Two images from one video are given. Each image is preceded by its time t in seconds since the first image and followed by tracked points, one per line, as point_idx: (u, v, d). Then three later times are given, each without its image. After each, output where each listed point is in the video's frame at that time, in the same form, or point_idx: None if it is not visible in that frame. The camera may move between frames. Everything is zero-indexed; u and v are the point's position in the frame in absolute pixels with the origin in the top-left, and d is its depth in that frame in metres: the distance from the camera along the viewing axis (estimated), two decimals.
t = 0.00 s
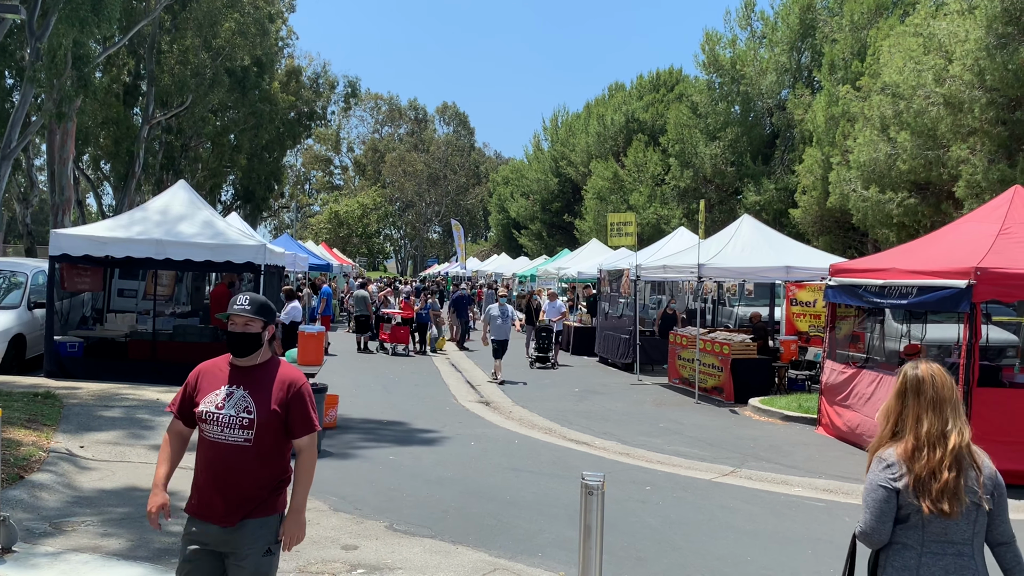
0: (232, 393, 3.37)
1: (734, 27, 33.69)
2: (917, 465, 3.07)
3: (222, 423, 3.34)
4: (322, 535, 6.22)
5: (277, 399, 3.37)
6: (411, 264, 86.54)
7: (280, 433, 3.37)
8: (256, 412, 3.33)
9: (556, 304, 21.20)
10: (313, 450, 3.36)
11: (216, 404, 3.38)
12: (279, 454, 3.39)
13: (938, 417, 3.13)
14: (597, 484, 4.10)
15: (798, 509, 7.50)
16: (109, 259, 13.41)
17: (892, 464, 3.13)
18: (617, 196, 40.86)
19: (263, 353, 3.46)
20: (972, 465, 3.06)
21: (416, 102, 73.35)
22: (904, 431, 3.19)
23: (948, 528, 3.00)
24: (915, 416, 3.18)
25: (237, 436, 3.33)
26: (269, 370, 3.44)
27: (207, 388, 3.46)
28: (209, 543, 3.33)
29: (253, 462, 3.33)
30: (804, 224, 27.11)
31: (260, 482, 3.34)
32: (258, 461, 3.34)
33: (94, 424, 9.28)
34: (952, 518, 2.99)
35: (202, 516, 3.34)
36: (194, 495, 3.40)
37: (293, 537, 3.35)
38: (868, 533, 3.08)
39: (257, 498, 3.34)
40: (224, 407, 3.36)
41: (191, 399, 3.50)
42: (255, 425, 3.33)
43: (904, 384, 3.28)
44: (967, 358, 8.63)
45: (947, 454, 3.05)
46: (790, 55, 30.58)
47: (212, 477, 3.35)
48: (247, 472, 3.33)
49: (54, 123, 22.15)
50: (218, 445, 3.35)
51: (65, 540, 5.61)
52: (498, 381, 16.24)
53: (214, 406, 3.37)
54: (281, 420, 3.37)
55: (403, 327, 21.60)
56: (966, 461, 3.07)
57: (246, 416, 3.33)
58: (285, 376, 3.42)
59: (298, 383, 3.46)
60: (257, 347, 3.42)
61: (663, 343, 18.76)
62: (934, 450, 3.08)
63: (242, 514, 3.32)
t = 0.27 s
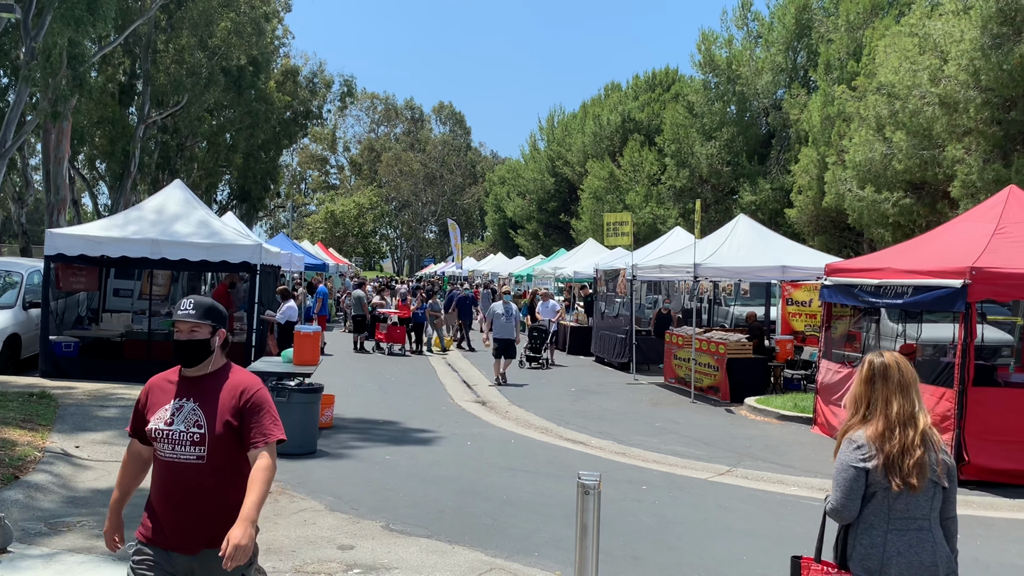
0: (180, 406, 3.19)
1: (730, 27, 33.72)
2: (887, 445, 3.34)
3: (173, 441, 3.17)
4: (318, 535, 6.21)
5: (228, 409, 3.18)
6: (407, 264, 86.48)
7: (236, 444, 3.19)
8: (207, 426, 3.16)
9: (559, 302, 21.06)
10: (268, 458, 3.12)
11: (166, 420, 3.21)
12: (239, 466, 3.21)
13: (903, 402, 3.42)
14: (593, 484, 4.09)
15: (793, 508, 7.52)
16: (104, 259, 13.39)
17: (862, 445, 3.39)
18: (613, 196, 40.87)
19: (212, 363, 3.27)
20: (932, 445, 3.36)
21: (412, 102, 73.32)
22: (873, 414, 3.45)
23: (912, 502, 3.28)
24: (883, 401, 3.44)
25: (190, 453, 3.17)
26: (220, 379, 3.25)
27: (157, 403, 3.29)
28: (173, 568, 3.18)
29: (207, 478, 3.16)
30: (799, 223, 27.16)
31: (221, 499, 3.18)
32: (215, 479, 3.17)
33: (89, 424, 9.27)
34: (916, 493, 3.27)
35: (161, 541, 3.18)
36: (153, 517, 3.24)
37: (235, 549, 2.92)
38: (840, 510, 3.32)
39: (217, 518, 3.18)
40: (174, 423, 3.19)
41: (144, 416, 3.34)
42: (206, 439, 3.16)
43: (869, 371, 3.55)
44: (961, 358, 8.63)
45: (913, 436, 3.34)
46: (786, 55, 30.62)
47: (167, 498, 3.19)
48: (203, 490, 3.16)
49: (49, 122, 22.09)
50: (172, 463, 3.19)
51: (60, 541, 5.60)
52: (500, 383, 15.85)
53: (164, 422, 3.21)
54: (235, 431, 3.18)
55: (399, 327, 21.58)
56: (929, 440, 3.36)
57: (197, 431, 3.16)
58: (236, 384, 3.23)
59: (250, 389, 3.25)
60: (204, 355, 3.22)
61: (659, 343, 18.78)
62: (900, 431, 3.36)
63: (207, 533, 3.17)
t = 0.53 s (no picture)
0: (110, 408, 2.94)
1: (726, 27, 33.75)
2: (853, 437, 3.64)
3: (103, 446, 2.92)
4: (315, 534, 6.21)
5: (164, 408, 2.95)
6: (404, 263, 86.42)
7: (174, 448, 2.96)
8: (140, 429, 2.92)
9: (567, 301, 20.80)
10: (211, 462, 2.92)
11: (94, 423, 2.95)
12: (178, 471, 2.98)
13: (865, 398, 3.72)
14: (590, 483, 4.11)
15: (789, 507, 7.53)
16: (100, 258, 13.36)
17: (830, 437, 3.69)
18: (609, 196, 40.87)
19: (146, 359, 3.03)
20: (892, 437, 3.67)
21: (409, 101, 73.29)
22: (839, 408, 3.75)
23: (874, 488, 3.61)
24: (847, 397, 3.74)
25: (122, 458, 2.92)
26: (154, 378, 3.01)
27: (83, 406, 3.02)
28: None
29: (144, 486, 2.93)
30: (796, 223, 27.19)
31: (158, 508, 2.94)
32: (151, 487, 2.93)
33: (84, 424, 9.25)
34: (878, 480, 3.59)
35: (94, 556, 2.93)
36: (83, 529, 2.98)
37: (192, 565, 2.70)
38: (809, 497, 3.62)
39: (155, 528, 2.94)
40: (103, 426, 2.93)
41: (67, 419, 3.06)
42: (140, 442, 2.92)
43: (835, 368, 3.84)
44: (956, 357, 8.64)
45: (876, 427, 3.64)
46: (782, 54, 30.63)
47: (98, 509, 2.93)
48: (139, 499, 2.92)
49: (44, 121, 22.02)
50: (102, 470, 2.93)
51: (55, 541, 5.60)
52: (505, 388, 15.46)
53: (91, 425, 2.95)
54: (173, 434, 2.95)
55: (395, 327, 21.61)
56: (889, 431, 3.69)
57: (129, 434, 2.92)
58: (174, 381, 3.00)
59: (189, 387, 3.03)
60: (137, 351, 2.99)
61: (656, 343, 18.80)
62: (864, 424, 3.66)
63: (143, 545, 2.93)
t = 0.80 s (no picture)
0: (61, 423, 2.58)
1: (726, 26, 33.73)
2: (804, 430, 3.83)
3: (50, 464, 2.56)
4: (314, 534, 6.20)
5: (126, 429, 2.62)
6: (403, 262, 86.41)
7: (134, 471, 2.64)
8: (98, 449, 2.58)
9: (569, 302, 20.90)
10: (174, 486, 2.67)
11: (40, 439, 2.59)
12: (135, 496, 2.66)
13: (820, 394, 3.88)
14: (589, 482, 4.10)
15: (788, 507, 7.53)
16: (98, 258, 13.33)
17: (783, 428, 3.88)
18: (608, 195, 40.86)
19: (106, 370, 2.69)
20: (842, 429, 3.86)
21: (408, 100, 73.28)
22: (794, 401, 3.93)
23: (823, 477, 3.81)
24: (800, 393, 3.92)
25: (74, 481, 2.57)
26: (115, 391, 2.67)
27: (28, 416, 2.64)
28: None
29: (96, 513, 2.59)
30: (795, 222, 27.18)
31: (103, 537, 2.60)
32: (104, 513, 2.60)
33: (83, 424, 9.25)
34: (827, 471, 3.79)
35: None
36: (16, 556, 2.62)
37: None
38: (761, 483, 3.82)
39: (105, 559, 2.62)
40: (51, 444, 2.57)
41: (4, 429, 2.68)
42: (96, 465, 2.58)
43: (792, 363, 4.01)
44: (956, 356, 8.64)
45: (827, 422, 3.83)
46: (782, 53, 30.58)
47: (40, 536, 2.58)
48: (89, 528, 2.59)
49: (43, 120, 21.99)
50: (47, 494, 2.58)
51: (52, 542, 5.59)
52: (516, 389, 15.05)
53: (39, 442, 2.59)
54: (131, 454, 2.63)
55: (394, 327, 21.61)
56: (840, 425, 3.87)
57: (82, 455, 2.57)
58: (139, 397, 2.66)
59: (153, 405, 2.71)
60: (97, 362, 2.64)
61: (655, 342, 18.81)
62: (816, 419, 3.84)
63: None
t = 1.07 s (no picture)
0: (10, 432, 2.39)
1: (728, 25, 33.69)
2: (772, 421, 3.87)
3: None
4: (316, 533, 6.21)
5: (79, 439, 2.39)
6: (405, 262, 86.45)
7: (87, 486, 2.41)
8: (45, 462, 2.36)
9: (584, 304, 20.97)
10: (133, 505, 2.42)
11: None
12: (89, 514, 2.44)
13: (787, 387, 3.92)
14: (591, 482, 4.11)
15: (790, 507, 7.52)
16: (101, 258, 13.35)
17: (753, 420, 3.93)
18: (610, 195, 40.85)
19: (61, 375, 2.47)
20: (811, 420, 3.90)
21: (410, 100, 73.35)
22: (764, 393, 3.98)
23: (793, 466, 3.83)
24: (769, 386, 3.97)
25: (19, 497, 2.36)
26: (68, 397, 2.45)
27: None
28: None
29: (41, 534, 2.36)
30: (797, 222, 27.18)
31: (47, 560, 2.37)
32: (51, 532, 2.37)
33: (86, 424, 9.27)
34: (796, 460, 3.81)
35: None
36: None
37: None
38: (732, 471, 3.87)
39: None
40: None
41: None
42: (43, 478, 2.36)
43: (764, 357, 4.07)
44: (959, 356, 8.62)
45: (795, 413, 3.86)
46: (784, 53, 30.58)
47: None
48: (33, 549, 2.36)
49: (46, 120, 22.02)
50: None
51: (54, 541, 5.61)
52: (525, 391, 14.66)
53: None
54: (85, 468, 2.40)
55: (396, 326, 21.49)
56: (810, 416, 3.90)
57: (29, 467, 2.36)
58: (92, 403, 2.43)
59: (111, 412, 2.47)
60: (49, 364, 2.43)
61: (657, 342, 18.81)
62: (785, 411, 3.89)
63: None
